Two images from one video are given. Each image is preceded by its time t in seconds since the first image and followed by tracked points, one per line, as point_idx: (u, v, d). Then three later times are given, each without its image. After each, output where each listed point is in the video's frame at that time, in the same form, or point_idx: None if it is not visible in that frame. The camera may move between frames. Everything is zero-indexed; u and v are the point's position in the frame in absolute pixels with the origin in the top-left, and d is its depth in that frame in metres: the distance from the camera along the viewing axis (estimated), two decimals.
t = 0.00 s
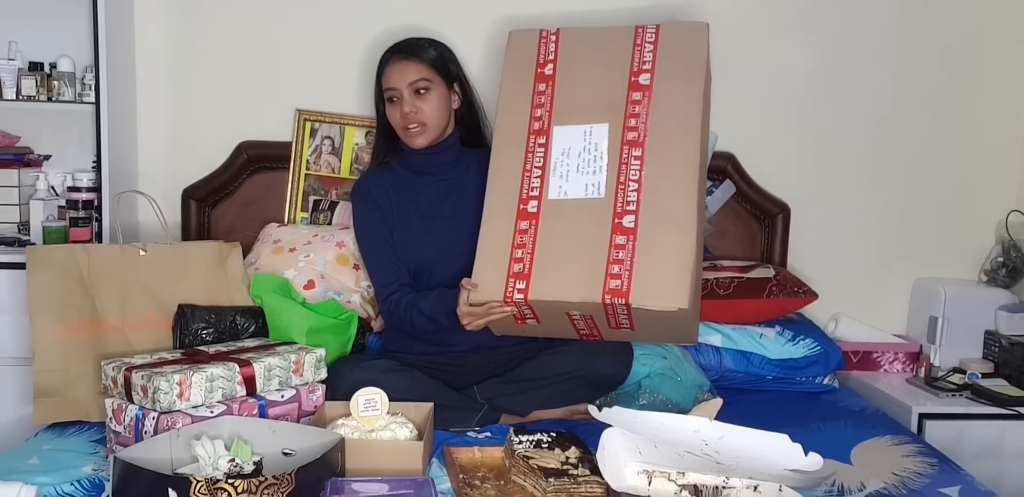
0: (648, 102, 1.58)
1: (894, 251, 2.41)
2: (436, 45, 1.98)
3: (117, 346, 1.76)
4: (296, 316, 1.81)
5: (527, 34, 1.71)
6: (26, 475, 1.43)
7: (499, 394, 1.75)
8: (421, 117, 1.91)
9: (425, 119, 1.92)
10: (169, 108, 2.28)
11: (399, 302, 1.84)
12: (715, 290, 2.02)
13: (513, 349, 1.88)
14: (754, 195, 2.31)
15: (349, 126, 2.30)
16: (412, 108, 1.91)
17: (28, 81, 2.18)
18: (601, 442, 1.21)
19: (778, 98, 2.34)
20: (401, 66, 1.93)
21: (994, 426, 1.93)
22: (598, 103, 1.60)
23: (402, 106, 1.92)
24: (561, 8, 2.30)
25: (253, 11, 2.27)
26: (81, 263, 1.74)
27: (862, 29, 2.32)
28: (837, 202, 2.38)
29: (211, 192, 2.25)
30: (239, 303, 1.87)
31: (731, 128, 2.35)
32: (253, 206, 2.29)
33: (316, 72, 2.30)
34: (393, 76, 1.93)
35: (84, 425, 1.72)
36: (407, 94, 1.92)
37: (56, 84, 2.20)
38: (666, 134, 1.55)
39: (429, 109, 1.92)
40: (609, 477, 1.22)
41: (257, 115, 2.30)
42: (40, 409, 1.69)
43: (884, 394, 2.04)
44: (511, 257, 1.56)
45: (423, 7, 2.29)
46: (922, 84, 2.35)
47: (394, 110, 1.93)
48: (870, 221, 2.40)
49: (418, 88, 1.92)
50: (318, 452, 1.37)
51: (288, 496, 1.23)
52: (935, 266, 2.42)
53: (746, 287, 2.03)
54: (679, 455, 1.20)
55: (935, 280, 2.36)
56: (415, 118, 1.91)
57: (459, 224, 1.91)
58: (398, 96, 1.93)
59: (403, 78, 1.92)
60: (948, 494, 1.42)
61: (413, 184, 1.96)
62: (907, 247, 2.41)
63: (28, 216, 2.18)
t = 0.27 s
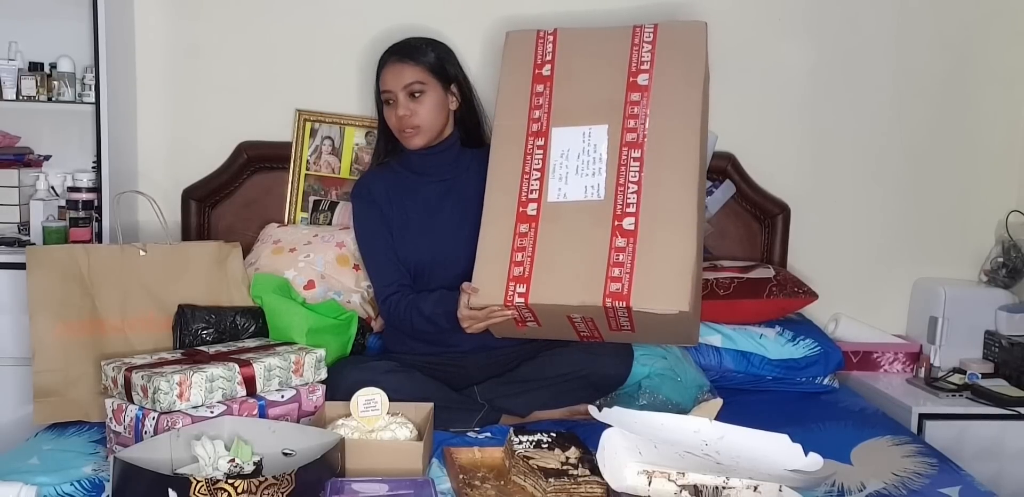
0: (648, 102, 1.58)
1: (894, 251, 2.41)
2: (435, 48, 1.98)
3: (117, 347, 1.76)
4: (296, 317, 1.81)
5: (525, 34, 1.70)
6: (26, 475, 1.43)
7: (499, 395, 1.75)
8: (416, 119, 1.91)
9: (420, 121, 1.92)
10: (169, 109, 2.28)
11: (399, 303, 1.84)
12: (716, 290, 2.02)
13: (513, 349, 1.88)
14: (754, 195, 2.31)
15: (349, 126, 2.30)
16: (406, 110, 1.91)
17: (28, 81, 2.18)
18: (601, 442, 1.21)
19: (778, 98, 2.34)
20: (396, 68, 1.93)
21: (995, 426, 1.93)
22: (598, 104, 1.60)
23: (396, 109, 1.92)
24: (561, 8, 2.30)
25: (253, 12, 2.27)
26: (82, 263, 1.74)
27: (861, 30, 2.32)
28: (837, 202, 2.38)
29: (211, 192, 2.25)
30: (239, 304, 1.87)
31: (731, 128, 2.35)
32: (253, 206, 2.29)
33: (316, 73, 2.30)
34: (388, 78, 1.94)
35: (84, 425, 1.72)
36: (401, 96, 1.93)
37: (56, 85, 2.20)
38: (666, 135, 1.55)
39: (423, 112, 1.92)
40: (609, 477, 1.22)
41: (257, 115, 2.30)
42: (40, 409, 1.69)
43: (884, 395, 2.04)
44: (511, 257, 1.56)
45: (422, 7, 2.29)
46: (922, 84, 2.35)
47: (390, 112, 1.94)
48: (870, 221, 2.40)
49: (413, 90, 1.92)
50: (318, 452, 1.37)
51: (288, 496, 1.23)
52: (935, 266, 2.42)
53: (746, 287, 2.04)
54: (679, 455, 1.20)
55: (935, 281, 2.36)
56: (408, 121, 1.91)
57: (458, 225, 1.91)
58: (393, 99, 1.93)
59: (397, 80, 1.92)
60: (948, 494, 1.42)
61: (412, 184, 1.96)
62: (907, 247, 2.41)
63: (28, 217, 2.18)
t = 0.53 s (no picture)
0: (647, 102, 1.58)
1: (894, 250, 2.41)
2: (430, 50, 1.98)
3: (116, 347, 1.76)
4: (296, 317, 1.81)
5: (524, 34, 1.70)
6: (26, 475, 1.43)
7: (499, 395, 1.75)
8: (410, 121, 1.93)
9: (413, 123, 1.93)
10: (169, 108, 2.28)
11: (399, 303, 1.84)
12: (716, 290, 2.02)
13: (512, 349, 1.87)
14: (754, 195, 2.31)
15: (349, 126, 2.30)
16: (399, 112, 1.92)
17: (28, 81, 2.18)
18: (601, 442, 1.21)
19: (778, 98, 2.34)
20: (390, 70, 1.94)
21: (994, 425, 1.93)
22: (598, 104, 1.60)
23: (390, 110, 1.94)
24: (561, 7, 2.30)
25: (253, 12, 2.27)
26: (81, 263, 1.74)
27: (861, 29, 2.32)
28: (837, 202, 2.38)
29: (211, 192, 2.25)
30: (239, 304, 1.87)
31: (731, 128, 2.35)
32: (253, 206, 2.29)
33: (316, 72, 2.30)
34: (382, 80, 1.95)
35: (84, 425, 1.73)
36: (394, 98, 1.94)
37: (56, 84, 2.20)
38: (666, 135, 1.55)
39: (417, 113, 1.93)
40: (609, 477, 1.22)
41: (257, 115, 2.30)
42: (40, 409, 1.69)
43: (884, 395, 2.04)
44: (511, 257, 1.56)
45: (422, 7, 2.29)
46: (922, 84, 2.35)
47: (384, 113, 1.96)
48: (869, 221, 2.40)
49: (406, 92, 1.93)
50: (318, 452, 1.37)
51: (288, 496, 1.23)
52: (935, 266, 2.42)
53: (746, 287, 2.04)
54: (679, 455, 1.20)
55: (935, 280, 2.36)
56: (402, 122, 1.93)
57: (457, 225, 1.90)
58: (387, 100, 1.95)
59: (390, 82, 1.93)
60: (948, 494, 1.42)
61: (410, 184, 1.96)
62: (907, 247, 2.41)
63: (28, 216, 2.18)
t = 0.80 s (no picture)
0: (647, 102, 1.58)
1: (894, 250, 2.41)
2: (424, 52, 1.98)
3: (116, 347, 1.76)
4: (296, 317, 1.81)
5: (523, 33, 1.70)
6: (26, 475, 1.43)
7: (499, 395, 1.75)
8: (402, 122, 1.93)
9: (406, 124, 1.93)
10: (168, 109, 2.28)
11: (398, 304, 1.84)
12: (715, 290, 2.02)
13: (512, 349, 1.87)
14: (754, 195, 2.31)
15: (349, 126, 2.30)
16: (391, 113, 1.93)
17: (28, 81, 2.18)
18: (601, 442, 1.21)
19: (778, 98, 2.34)
20: (382, 71, 1.94)
21: (994, 425, 1.93)
22: (597, 104, 1.60)
23: (382, 111, 1.94)
24: (560, 7, 2.30)
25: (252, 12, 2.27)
26: (81, 263, 1.74)
27: (861, 29, 2.32)
28: (837, 202, 2.38)
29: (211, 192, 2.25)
30: (239, 304, 1.87)
31: (731, 128, 2.35)
32: (253, 206, 2.29)
33: (316, 72, 2.30)
34: (374, 81, 1.95)
35: (84, 425, 1.73)
36: (386, 99, 1.94)
37: (56, 84, 2.20)
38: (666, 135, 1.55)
39: (410, 114, 1.93)
40: (609, 477, 1.23)
41: (257, 115, 2.30)
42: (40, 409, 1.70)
43: (885, 395, 2.04)
44: (511, 258, 1.56)
45: (422, 7, 2.29)
46: (921, 84, 2.35)
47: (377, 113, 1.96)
48: (869, 221, 2.40)
49: (398, 93, 1.93)
50: (318, 452, 1.37)
51: (288, 496, 1.23)
52: (936, 266, 2.42)
53: (746, 287, 2.04)
54: (680, 455, 1.20)
55: (935, 281, 2.36)
56: (395, 123, 1.93)
57: (455, 225, 1.91)
58: (379, 101, 1.95)
59: (382, 83, 1.94)
60: (948, 494, 1.42)
61: (407, 185, 1.96)
62: (907, 247, 2.41)
63: (28, 216, 2.18)
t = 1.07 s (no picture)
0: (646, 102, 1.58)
1: (894, 250, 2.41)
2: (417, 53, 1.98)
3: (116, 347, 1.76)
4: (296, 317, 1.81)
5: (522, 33, 1.70)
6: (26, 475, 1.43)
7: (498, 395, 1.75)
8: (397, 122, 1.93)
9: (400, 125, 1.94)
10: (168, 109, 2.28)
11: (397, 304, 1.84)
12: (715, 290, 2.02)
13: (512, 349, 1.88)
14: (754, 195, 2.31)
15: (349, 126, 2.30)
16: (386, 114, 1.93)
17: (28, 81, 2.19)
18: (601, 442, 1.21)
19: (778, 98, 2.34)
20: (376, 72, 1.95)
21: (994, 425, 1.93)
22: (597, 104, 1.60)
23: (377, 112, 1.95)
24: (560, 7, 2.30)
25: (252, 12, 2.27)
26: (81, 264, 1.74)
27: (860, 29, 2.32)
28: (836, 202, 2.38)
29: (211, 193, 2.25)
30: (239, 304, 1.87)
31: (731, 128, 2.35)
32: (253, 206, 2.29)
33: (315, 72, 2.30)
34: (368, 81, 1.96)
35: (84, 425, 1.73)
36: (380, 100, 1.94)
37: (56, 85, 2.20)
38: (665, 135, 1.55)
39: (404, 115, 1.94)
40: (609, 477, 1.23)
41: (257, 115, 2.30)
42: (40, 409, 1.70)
43: (884, 395, 2.04)
44: (511, 258, 1.56)
45: (422, 6, 2.29)
46: (920, 84, 2.35)
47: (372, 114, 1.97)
48: (869, 221, 2.40)
49: (392, 94, 1.93)
50: (318, 452, 1.37)
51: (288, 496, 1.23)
52: (936, 266, 2.42)
53: (746, 287, 2.04)
54: (680, 455, 1.20)
55: (935, 281, 2.36)
56: (389, 124, 1.94)
57: (453, 224, 1.91)
58: (373, 102, 1.95)
59: (377, 84, 1.94)
60: (948, 494, 1.42)
61: (403, 185, 1.96)
62: (907, 247, 2.41)
63: (28, 216, 2.18)
